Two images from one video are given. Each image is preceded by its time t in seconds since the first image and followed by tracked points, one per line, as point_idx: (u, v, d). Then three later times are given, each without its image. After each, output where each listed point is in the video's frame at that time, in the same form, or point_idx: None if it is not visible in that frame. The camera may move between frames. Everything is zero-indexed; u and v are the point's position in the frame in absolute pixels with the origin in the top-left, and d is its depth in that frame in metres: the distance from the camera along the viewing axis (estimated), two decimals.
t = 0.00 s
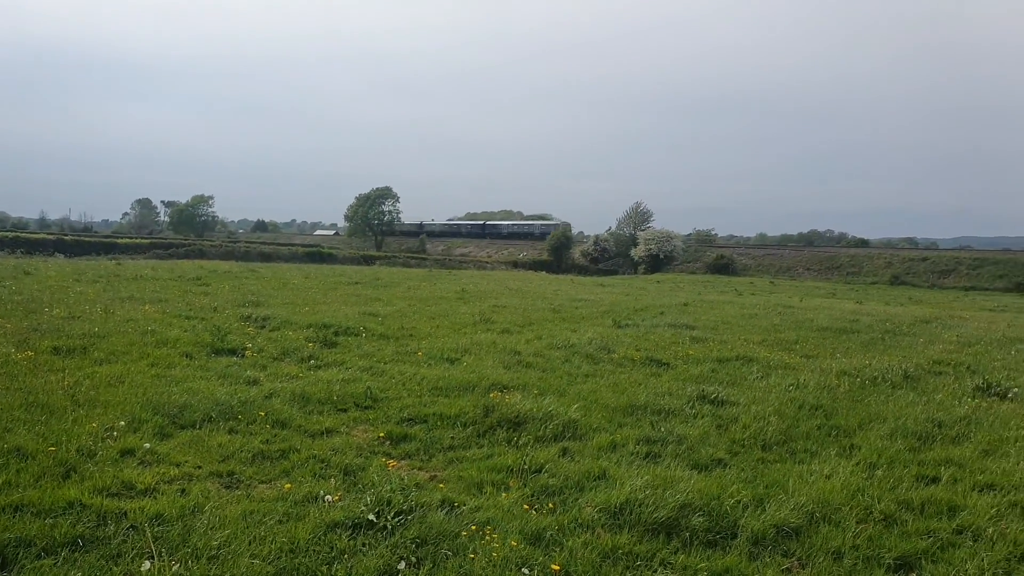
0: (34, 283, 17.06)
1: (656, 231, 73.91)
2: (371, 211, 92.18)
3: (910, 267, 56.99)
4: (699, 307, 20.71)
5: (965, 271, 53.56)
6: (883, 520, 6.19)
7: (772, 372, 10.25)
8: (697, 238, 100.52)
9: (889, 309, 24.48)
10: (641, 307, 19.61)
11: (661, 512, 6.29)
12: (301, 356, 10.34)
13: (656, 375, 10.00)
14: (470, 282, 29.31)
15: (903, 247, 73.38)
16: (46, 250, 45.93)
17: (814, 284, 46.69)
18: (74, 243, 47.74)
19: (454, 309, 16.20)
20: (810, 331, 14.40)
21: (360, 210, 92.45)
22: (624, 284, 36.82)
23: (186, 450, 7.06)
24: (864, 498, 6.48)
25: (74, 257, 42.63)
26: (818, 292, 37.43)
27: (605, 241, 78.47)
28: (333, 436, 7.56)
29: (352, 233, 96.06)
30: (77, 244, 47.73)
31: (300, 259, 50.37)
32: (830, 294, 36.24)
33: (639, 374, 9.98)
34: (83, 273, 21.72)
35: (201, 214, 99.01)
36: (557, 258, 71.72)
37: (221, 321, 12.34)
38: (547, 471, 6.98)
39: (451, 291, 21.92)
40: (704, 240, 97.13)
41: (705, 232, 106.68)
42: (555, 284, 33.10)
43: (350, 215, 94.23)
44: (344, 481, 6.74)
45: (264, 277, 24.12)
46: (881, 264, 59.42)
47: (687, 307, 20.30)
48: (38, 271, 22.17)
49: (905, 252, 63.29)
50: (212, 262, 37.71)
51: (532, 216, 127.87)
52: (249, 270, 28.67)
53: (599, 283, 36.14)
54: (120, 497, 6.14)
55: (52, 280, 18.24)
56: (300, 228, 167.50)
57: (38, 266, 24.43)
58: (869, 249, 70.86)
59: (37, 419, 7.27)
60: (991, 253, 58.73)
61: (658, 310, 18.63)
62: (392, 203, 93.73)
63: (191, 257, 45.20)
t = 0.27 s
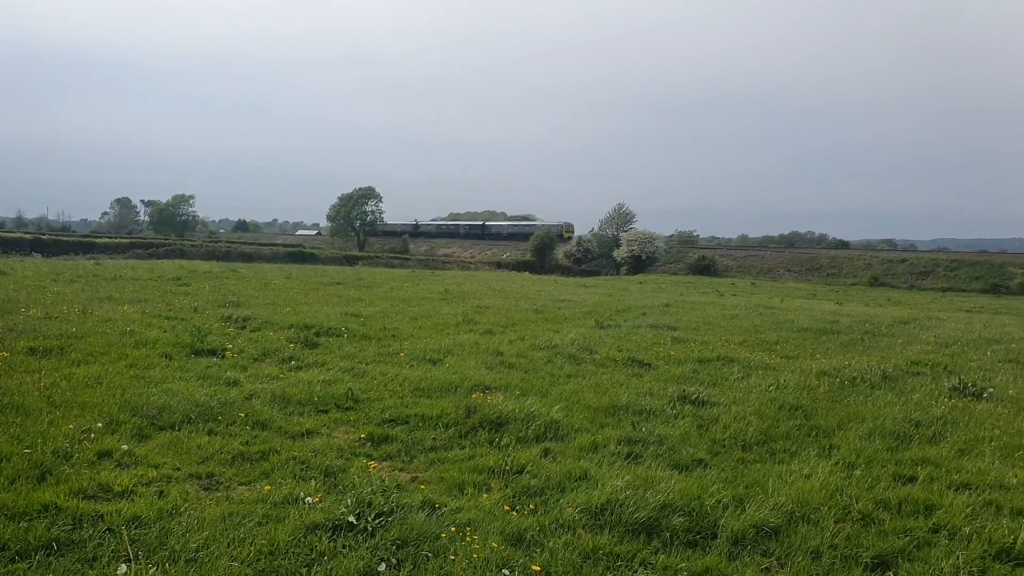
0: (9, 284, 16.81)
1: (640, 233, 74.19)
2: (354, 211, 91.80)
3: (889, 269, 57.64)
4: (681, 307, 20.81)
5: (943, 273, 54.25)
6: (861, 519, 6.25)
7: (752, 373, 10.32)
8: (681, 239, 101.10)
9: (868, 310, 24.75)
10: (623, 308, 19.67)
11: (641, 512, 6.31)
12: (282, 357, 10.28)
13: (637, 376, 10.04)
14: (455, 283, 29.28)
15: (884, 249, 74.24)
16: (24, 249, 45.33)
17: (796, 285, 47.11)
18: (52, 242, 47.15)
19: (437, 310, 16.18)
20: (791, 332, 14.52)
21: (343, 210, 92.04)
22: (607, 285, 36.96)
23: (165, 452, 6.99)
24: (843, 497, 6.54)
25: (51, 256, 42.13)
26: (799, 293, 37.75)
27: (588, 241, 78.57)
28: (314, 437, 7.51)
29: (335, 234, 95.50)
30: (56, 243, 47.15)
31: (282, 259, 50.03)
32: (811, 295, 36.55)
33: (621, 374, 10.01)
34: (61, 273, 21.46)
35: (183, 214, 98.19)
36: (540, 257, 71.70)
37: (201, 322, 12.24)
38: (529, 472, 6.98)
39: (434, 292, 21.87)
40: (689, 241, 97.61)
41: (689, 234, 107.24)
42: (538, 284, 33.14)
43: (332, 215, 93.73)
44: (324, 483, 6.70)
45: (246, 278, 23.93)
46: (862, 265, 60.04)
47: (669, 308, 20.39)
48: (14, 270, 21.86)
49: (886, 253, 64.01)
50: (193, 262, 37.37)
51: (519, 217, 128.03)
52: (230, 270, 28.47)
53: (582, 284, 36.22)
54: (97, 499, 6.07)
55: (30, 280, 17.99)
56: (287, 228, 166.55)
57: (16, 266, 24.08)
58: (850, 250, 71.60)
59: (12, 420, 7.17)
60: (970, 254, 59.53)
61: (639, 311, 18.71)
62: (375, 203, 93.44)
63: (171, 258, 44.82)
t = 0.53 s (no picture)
0: None
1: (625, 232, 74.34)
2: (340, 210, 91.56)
3: (874, 267, 58.06)
4: (666, 306, 20.89)
5: (925, 271, 54.78)
6: (844, 515, 6.30)
7: (737, 371, 10.38)
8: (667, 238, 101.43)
9: (851, 308, 24.98)
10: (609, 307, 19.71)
11: (627, 510, 6.34)
12: (268, 358, 10.23)
13: (623, 375, 10.06)
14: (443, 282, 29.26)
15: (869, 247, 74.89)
16: (5, 249, 44.82)
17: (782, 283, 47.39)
18: (35, 242, 46.66)
19: (423, 309, 16.15)
20: (775, 330, 14.61)
21: (329, 209, 91.76)
22: (593, 284, 37.05)
23: (149, 453, 6.95)
24: (826, 494, 6.58)
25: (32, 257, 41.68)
26: (783, 291, 38.01)
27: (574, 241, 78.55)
28: (300, 437, 7.49)
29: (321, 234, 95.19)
30: (38, 243, 46.66)
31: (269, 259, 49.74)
32: (795, 294, 36.78)
33: (607, 373, 10.03)
34: (42, 274, 21.23)
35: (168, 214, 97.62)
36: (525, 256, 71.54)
37: (186, 322, 12.16)
38: (515, 471, 6.99)
39: (419, 291, 21.81)
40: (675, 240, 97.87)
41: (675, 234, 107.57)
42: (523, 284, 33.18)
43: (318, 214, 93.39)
44: (310, 483, 6.68)
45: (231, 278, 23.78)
46: (845, 264, 60.48)
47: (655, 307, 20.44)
48: None
49: (870, 252, 64.59)
50: (178, 262, 37.09)
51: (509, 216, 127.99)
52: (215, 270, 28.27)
53: (568, 283, 36.28)
54: (80, 501, 6.02)
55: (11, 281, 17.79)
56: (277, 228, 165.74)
57: None
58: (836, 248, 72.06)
59: None
60: (950, 253, 60.21)
61: (625, 310, 18.76)
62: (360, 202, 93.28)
63: (155, 258, 44.46)
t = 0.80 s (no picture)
0: None
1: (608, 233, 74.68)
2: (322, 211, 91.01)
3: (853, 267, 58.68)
4: (649, 306, 20.98)
5: (903, 271, 55.49)
6: (823, 514, 6.35)
7: (718, 370, 10.44)
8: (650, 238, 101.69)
9: (831, 308, 25.25)
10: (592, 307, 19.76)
11: (608, 510, 6.36)
12: (248, 359, 10.16)
13: (606, 374, 10.09)
14: (421, 283, 29.28)
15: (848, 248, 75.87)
16: None
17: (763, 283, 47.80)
18: (11, 243, 45.92)
19: (405, 310, 16.11)
20: (756, 330, 14.73)
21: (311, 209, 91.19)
22: (575, 284, 37.16)
23: (127, 456, 6.87)
24: (806, 492, 6.64)
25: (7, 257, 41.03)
26: (764, 291, 38.37)
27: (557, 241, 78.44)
28: (280, 439, 7.45)
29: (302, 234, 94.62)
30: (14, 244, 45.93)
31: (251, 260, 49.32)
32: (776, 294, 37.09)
33: (589, 373, 10.05)
34: (18, 275, 20.89)
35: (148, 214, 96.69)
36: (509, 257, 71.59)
37: (165, 323, 12.04)
38: (497, 471, 6.98)
39: (402, 292, 21.75)
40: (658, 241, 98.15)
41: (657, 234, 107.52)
42: (506, 284, 33.19)
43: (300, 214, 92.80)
44: (291, 485, 6.64)
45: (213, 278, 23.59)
46: (826, 264, 61.09)
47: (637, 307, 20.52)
48: None
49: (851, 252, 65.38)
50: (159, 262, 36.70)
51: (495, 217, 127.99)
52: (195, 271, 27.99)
53: (551, 284, 36.34)
54: (56, 505, 5.94)
55: None
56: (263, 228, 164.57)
57: None
58: (817, 249, 72.87)
59: None
60: (928, 253, 61.07)
61: (608, 310, 18.83)
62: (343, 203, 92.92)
63: (134, 258, 43.93)
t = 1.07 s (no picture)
0: None
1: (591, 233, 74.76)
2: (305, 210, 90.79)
3: (834, 267, 59.09)
4: (633, 306, 21.07)
5: (884, 271, 56.04)
6: (802, 511, 6.40)
7: (700, 369, 10.50)
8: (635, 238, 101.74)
9: (813, 307, 25.48)
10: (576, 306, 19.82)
11: (589, 509, 6.38)
12: (229, 359, 10.11)
13: (588, 373, 10.12)
14: (404, 283, 29.24)
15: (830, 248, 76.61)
16: None
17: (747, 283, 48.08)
18: None
19: (388, 309, 16.08)
20: (737, 329, 14.84)
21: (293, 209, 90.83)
22: (559, 284, 37.23)
23: (106, 457, 6.81)
24: (786, 490, 6.69)
25: None
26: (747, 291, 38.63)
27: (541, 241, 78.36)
28: (262, 439, 7.41)
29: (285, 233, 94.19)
30: None
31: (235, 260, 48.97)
32: (760, 293, 37.34)
33: (571, 372, 10.08)
34: None
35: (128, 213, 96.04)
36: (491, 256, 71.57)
37: (145, 324, 11.93)
38: (478, 471, 6.99)
39: (385, 292, 21.69)
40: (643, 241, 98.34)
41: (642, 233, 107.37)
42: (491, 284, 33.22)
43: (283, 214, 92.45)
44: (271, 486, 6.61)
45: (196, 278, 23.41)
46: (807, 264, 61.53)
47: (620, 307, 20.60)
48: None
49: (835, 251, 65.99)
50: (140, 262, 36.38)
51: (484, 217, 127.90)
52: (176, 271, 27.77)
53: (534, 283, 36.35)
54: (32, 507, 5.87)
55: None
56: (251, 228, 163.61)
57: None
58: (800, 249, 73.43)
59: None
60: (910, 253, 61.72)
61: (592, 309, 18.88)
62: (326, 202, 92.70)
63: (114, 258, 43.47)
